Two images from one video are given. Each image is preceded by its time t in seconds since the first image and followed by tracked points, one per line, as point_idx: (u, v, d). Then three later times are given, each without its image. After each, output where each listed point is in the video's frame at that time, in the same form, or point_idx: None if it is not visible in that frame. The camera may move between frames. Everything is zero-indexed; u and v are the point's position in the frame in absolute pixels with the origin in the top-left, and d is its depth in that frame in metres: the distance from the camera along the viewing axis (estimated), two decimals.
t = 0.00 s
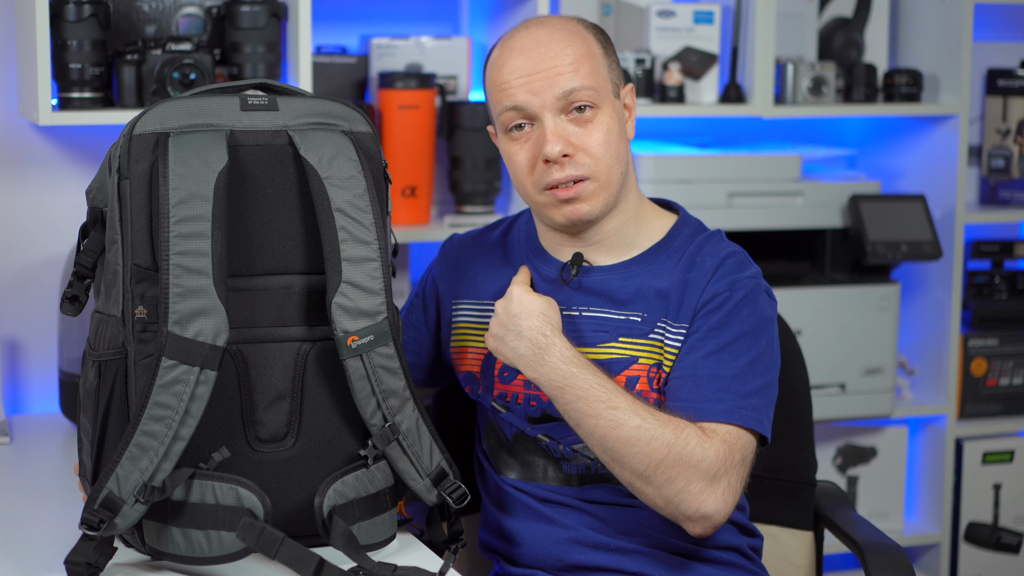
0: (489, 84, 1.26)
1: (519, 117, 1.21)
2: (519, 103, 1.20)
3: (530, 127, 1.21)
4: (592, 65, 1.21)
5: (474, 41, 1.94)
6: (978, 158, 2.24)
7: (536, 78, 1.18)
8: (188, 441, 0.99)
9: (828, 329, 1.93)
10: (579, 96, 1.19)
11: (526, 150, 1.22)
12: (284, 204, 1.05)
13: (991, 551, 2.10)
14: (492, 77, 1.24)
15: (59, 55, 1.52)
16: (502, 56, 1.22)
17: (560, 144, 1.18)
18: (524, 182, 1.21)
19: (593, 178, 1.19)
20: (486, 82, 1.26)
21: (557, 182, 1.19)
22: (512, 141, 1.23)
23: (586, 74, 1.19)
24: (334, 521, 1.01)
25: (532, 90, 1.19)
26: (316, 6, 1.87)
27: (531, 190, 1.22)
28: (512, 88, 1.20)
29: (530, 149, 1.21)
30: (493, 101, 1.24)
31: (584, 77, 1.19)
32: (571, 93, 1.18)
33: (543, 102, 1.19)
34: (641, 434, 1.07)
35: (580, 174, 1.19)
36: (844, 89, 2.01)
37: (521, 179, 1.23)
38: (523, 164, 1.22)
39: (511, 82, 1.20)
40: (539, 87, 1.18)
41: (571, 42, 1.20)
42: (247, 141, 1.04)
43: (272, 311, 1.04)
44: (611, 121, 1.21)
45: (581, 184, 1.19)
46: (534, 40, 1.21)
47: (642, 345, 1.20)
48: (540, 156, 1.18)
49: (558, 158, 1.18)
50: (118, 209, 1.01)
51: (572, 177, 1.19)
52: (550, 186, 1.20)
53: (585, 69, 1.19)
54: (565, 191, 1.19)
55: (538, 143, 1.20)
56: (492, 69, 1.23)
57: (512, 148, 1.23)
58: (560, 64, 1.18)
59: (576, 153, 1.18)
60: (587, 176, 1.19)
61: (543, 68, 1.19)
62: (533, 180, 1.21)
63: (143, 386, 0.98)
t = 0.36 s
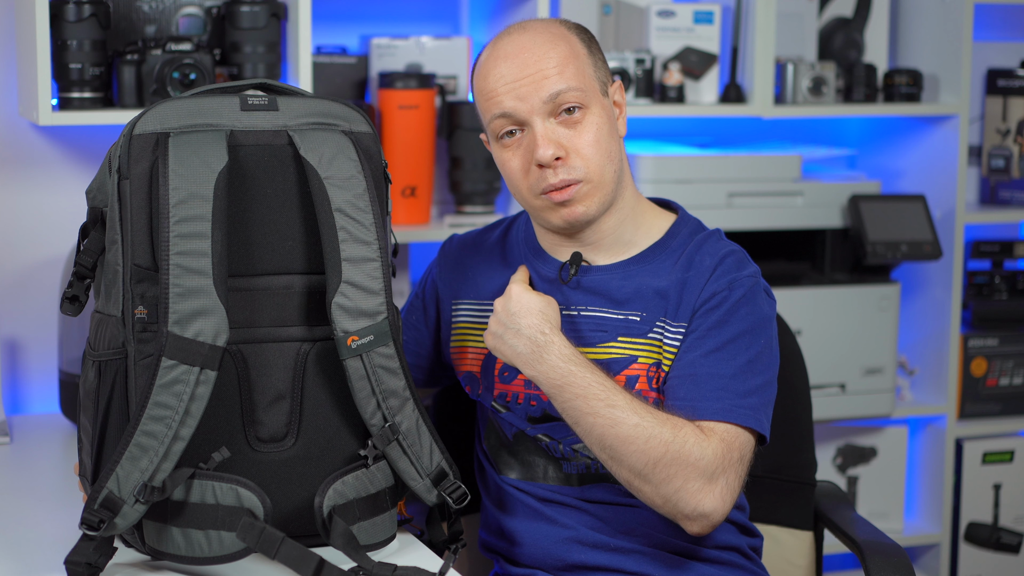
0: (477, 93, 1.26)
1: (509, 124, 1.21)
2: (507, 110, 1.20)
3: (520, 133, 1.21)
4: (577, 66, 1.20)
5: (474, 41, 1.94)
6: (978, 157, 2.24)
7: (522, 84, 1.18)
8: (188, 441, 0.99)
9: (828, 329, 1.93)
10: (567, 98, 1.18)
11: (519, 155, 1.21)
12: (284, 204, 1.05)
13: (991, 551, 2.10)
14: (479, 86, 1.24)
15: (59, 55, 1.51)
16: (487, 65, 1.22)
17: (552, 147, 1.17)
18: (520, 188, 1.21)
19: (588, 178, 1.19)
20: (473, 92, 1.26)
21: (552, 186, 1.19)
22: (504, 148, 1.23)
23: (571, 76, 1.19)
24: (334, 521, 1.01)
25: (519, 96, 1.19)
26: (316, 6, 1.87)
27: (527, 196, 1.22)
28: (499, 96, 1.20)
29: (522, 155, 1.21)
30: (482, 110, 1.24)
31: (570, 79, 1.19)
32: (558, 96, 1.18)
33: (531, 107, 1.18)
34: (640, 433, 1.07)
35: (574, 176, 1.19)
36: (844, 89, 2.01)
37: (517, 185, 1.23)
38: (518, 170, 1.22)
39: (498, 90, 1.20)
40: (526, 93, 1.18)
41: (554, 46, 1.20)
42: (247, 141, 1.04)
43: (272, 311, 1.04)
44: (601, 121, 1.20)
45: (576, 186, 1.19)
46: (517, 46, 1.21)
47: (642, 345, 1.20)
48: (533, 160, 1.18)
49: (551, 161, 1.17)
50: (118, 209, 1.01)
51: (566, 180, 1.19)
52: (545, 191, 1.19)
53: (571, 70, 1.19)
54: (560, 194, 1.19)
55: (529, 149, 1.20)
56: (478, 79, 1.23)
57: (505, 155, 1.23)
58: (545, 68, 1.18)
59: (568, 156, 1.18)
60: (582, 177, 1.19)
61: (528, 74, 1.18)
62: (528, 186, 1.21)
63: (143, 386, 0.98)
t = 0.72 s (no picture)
0: (471, 96, 1.27)
1: (504, 122, 1.22)
2: (502, 108, 1.20)
3: (516, 130, 1.21)
4: (568, 61, 1.21)
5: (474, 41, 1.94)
6: (978, 157, 2.24)
7: (515, 80, 1.19)
8: (188, 441, 0.99)
9: (828, 329, 1.93)
10: (560, 92, 1.19)
11: (516, 152, 1.22)
12: (284, 204, 1.05)
13: (991, 551, 2.10)
14: (473, 88, 1.25)
15: (59, 55, 1.51)
16: (479, 66, 1.23)
17: (549, 140, 1.18)
18: (520, 186, 1.21)
19: (588, 171, 1.19)
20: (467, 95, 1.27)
21: (552, 180, 1.19)
22: (502, 146, 1.23)
23: (563, 69, 1.20)
24: (334, 521, 1.01)
25: (512, 92, 1.19)
26: (316, 6, 1.87)
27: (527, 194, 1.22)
28: (493, 94, 1.21)
29: (519, 152, 1.21)
30: (477, 111, 1.25)
31: (561, 73, 1.20)
32: (551, 89, 1.19)
33: (525, 102, 1.19)
34: (634, 433, 1.07)
35: (572, 169, 1.19)
36: (844, 89, 2.01)
37: (516, 184, 1.23)
38: (516, 168, 1.22)
39: (491, 88, 1.21)
40: (519, 88, 1.19)
41: (544, 41, 1.21)
42: (247, 141, 1.04)
43: (272, 311, 1.04)
44: (596, 113, 1.21)
45: (576, 179, 1.19)
46: (507, 44, 1.22)
47: (642, 345, 1.20)
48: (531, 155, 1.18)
49: (549, 154, 1.18)
50: (118, 209, 1.01)
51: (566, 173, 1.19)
52: (545, 186, 1.19)
53: (562, 64, 1.20)
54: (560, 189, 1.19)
55: (526, 144, 1.20)
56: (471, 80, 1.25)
57: (503, 154, 1.23)
58: (536, 63, 1.20)
59: (566, 148, 1.18)
60: (581, 169, 1.19)
61: (520, 70, 1.20)
62: (527, 184, 1.21)
63: (143, 386, 0.98)
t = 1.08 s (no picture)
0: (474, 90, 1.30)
1: (504, 104, 1.24)
2: (501, 88, 1.23)
3: (514, 112, 1.23)
4: (568, 49, 1.25)
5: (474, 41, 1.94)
6: (978, 157, 2.24)
7: (514, 62, 1.23)
8: (188, 441, 0.99)
9: (828, 329, 1.93)
10: (558, 74, 1.22)
11: (514, 133, 1.23)
12: (283, 204, 1.05)
13: (991, 551, 2.10)
14: (474, 78, 1.28)
15: (58, 55, 1.51)
16: (482, 54, 1.27)
17: (545, 116, 1.19)
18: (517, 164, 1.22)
19: (585, 149, 1.19)
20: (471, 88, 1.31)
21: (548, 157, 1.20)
22: (501, 129, 1.24)
23: (562, 54, 1.23)
24: (334, 521, 1.01)
25: (511, 73, 1.23)
26: (316, 6, 1.87)
27: (524, 174, 1.22)
28: (493, 76, 1.24)
29: (517, 131, 1.22)
30: (479, 100, 1.28)
31: (560, 56, 1.23)
32: (549, 70, 1.22)
33: (523, 82, 1.22)
34: (602, 408, 1.08)
35: (569, 143, 1.19)
36: (844, 89, 2.01)
37: (515, 165, 1.23)
38: (514, 148, 1.23)
39: (491, 71, 1.24)
40: (518, 69, 1.22)
41: (544, 30, 1.26)
42: (247, 141, 1.04)
43: (272, 311, 1.04)
44: (594, 96, 1.23)
45: (573, 156, 1.19)
46: (509, 34, 1.26)
47: (636, 339, 1.20)
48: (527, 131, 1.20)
49: (545, 130, 1.19)
50: (118, 208, 1.01)
51: (562, 149, 1.19)
52: (541, 163, 1.20)
53: (560, 49, 1.24)
54: (556, 163, 1.19)
55: (523, 122, 1.22)
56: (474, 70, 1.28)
57: (502, 136, 1.24)
58: (535, 47, 1.23)
59: (563, 125, 1.20)
60: (578, 147, 1.19)
61: (519, 53, 1.23)
62: (525, 163, 1.22)
63: (143, 386, 0.98)
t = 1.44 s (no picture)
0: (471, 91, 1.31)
1: (500, 102, 1.24)
2: (497, 87, 1.23)
3: (511, 110, 1.24)
4: (564, 49, 1.25)
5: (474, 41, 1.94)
6: (978, 157, 2.24)
7: (510, 61, 1.23)
8: (188, 441, 0.99)
9: (828, 329, 1.93)
10: (554, 73, 1.22)
11: (511, 131, 1.23)
12: (283, 204, 1.05)
13: (991, 551, 2.10)
14: (471, 78, 1.28)
15: (58, 55, 1.51)
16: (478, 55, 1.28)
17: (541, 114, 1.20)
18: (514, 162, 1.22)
19: (581, 145, 1.19)
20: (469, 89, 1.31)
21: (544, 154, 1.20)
22: (498, 127, 1.25)
23: (558, 53, 1.24)
24: (334, 521, 1.01)
25: (508, 72, 1.23)
26: (316, 6, 1.87)
27: (521, 171, 1.22)
28: (489, 75, 1.24)
29: (514, 129, 1.23)
30: (476, 100, 1.28)
31: (556, 55, 1.23)
32: (545, 69, 1.22)
33: (519, 80, 1.22)
34: (611, 421, 1.09)
35: (565, 140, 1.19)
36: (844, 89, 2.01)
37: (511, 163, 1.23)
38: (510, 146, 1.23)
39: (487, 71, 1.25)
40: (514, 68, 1.23)
41: (541, 30, 1.26)
42: (247, 141, 1.04)
43: (272, 311, 1.04)
44: (591, 94, 1.23)
45: (569, 151, 1.19)
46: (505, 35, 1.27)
47: (636, 341, 1.20)
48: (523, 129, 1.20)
49: (541, 127, 1.19)
50: (118, 208, 1.01)
51: (558, 145, 1.19)
52: (537, 159, 1.20)
53: (556, 48, 1.24)
54: (552, 159, 1.19)
55: (520, 121, 1.22)
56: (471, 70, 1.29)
57: (498, 135, 1.24)
58: (531, 46, 1.24)
59: (558, 122, 1.20)
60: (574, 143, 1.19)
61: (515, 52, 1.24)
62: (522, 160, 1.22)
63: (143, 386, 0.98)
